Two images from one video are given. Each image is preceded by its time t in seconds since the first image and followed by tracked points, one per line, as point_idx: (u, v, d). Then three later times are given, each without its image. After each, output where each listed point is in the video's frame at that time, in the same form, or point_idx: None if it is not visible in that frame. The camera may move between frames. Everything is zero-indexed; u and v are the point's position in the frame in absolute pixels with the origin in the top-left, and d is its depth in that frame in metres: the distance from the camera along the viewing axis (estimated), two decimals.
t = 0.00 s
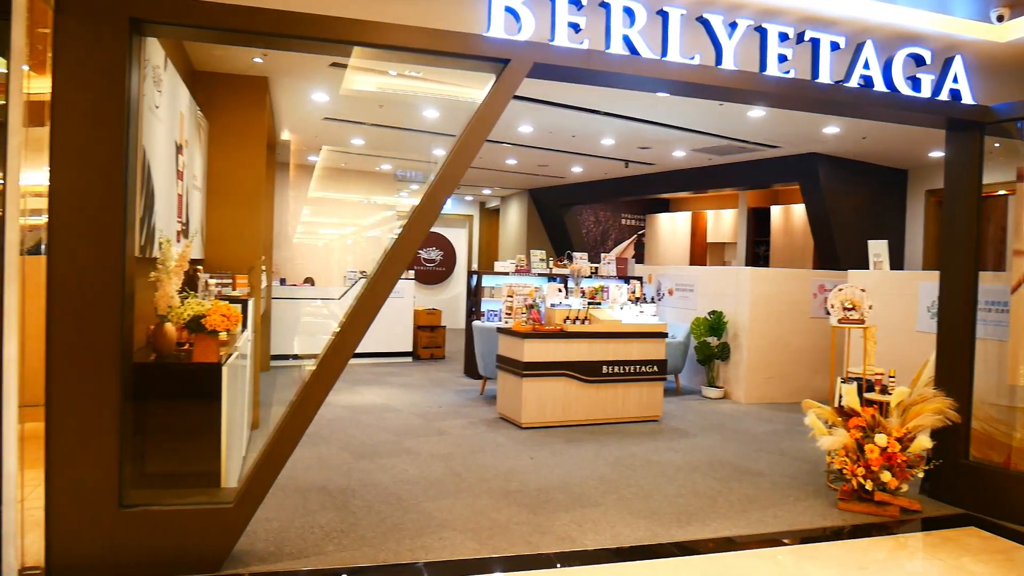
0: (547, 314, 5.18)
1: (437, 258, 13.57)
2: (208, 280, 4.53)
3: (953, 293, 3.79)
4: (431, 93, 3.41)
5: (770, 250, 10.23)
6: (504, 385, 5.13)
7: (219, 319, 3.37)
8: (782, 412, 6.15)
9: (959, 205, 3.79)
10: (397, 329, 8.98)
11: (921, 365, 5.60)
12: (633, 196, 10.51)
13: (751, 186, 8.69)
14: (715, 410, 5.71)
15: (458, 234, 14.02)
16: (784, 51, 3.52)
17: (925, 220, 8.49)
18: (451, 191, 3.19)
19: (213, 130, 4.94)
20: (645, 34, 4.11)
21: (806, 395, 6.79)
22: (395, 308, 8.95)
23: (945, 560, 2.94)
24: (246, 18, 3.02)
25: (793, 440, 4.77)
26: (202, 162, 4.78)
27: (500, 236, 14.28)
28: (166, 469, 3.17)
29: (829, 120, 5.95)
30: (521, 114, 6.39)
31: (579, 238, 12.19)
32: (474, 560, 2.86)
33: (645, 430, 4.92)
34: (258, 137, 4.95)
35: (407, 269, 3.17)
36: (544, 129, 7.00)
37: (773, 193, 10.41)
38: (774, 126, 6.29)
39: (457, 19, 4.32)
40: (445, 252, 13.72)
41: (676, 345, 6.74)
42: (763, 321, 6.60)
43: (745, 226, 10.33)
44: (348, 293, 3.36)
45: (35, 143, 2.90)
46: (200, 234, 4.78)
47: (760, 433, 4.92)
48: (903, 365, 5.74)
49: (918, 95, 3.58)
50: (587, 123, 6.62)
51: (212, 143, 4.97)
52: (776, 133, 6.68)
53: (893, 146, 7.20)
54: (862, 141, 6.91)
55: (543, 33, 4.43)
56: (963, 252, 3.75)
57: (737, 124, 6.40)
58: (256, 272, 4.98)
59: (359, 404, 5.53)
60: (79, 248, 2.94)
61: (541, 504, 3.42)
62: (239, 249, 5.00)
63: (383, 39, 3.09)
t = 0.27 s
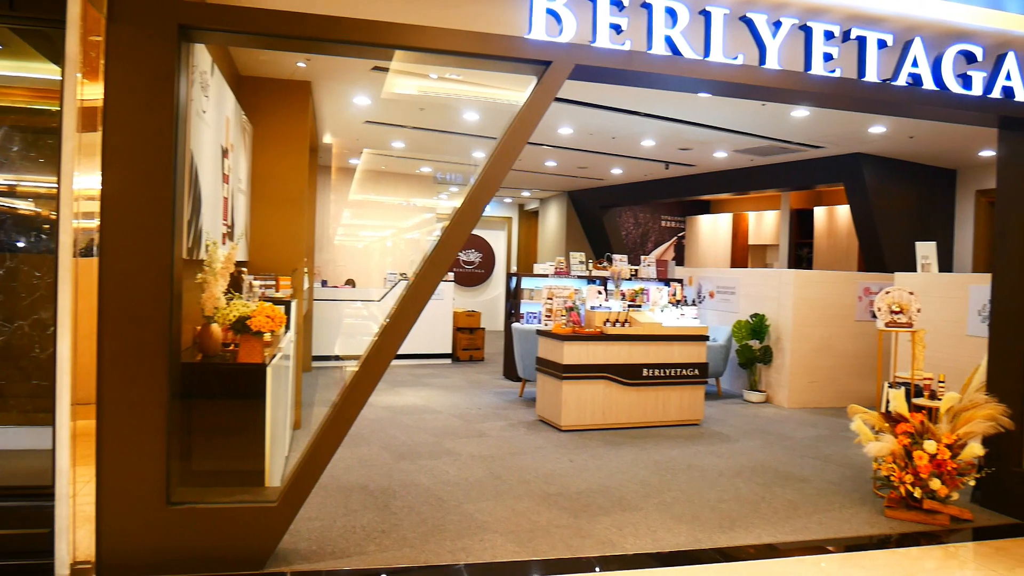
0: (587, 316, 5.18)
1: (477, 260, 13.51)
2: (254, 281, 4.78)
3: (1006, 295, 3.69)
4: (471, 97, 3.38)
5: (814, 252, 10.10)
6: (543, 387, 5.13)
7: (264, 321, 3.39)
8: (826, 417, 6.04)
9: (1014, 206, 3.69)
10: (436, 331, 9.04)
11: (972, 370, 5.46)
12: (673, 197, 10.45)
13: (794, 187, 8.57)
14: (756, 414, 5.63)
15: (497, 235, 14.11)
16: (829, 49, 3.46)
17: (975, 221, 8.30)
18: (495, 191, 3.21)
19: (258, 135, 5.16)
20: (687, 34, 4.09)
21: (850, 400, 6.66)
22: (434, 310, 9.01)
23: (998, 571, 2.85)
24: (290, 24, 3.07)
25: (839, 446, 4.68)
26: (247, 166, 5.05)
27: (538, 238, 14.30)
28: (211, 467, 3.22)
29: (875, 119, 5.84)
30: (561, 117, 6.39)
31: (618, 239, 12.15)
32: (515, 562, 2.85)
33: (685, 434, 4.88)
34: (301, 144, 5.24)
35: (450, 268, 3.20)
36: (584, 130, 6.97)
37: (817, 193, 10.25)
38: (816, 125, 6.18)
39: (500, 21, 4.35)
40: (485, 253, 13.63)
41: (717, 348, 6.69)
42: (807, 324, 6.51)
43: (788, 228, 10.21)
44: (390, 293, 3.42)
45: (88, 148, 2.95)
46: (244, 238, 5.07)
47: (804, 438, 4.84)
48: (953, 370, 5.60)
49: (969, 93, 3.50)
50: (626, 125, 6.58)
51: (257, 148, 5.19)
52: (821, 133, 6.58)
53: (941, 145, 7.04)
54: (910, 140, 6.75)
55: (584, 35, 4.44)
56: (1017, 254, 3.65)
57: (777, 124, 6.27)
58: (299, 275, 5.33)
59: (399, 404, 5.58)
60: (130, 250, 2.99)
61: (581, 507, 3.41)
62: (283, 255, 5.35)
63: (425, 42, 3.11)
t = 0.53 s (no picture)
0: (627, 320, 5.16)
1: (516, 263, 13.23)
2: (296, 286, 4.60)
3: None
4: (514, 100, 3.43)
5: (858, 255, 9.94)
6: (582, 391, 5.12)
7: (307, 324, 3.33)
8: (871, 423, 5.93)
9: None
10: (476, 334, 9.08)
11: None
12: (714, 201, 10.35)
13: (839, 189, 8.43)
14: (799, 420, 5.55)
15: (536, 238, 14.15)
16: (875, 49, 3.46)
17: None
18: (535, 196, 3.20)
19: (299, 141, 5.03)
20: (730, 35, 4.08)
21: (896, 407, 6.52)
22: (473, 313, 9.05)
23: None
24: (333, 31, 3.09)
25: (886, 453, 4.58)
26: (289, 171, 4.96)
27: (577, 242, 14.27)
28: (254, 468, 3.24)
29: (923, 119, 5.74)
30: (602, 120, 6.39)
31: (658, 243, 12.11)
32: (556, 567, 2.84)
33: (727, 440, 4.82)
34: (345, 148, 5.06)
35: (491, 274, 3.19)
36: (624, 133, 6.96)
37: (861, 195, 10.05)
38: (862, 125, 6.05)
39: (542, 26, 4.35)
40: (524, 257, 13.40)
41: (759, 352, 6.59)
42: (851, 329, 6.40)
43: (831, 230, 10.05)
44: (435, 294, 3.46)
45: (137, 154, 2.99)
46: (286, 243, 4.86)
47: (849, 445, 4.75)
48: (1004, 376, 5.45)
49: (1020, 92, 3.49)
50: (666, 126, 6.54)
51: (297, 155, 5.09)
52: (870, 135, 6.48)
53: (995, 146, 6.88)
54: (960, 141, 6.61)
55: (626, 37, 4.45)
56: None
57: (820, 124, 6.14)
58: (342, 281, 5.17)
59: (439, 407, 5.61)
60: (177, 255, 3.02)
61: (622, 513, 3.38)
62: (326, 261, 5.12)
63: (466, 48, 3.13)
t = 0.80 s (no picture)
0: (663, 324, 5.15)
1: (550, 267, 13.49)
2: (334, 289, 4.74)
3: None
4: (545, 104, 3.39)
5: (900, 258, 9.77)
6: (618, 395, 5.10)
7: (346, 328, 3.46)
8: (914, 428, 5.82)
9: None
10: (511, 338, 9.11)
11: None
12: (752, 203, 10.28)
13: (880, 190, 8.30)
14: (839, 425, 5.47)
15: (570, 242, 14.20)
16: (918, 47, 3.42)
17: None
18: (572, 201, 3.20)
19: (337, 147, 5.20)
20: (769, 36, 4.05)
21: (939, 413, 6.39)
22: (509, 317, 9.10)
23: None
24: (369, 37, 3.12)
25: (930, 460, 4.49)
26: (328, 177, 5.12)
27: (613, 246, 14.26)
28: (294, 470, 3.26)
29: (967, 119, 5.62)
30: (638, 123, 6.38)
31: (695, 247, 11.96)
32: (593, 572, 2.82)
33: (765, 445, 4.77)
34: (382, 152, 5.20)
35: (528, 279, 3.19)
36: (660, 136, 6.93)
37: (903, 197, 9.90)
38: (900, 126, 5.96)
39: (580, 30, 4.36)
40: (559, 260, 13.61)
41: (799, 356, 6.51)
42: (894, 333, 6.30)
43: (872, 232, 9.90)
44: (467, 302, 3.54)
45: (181, 161, 3.02)
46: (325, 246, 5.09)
47: (892, 451, 4.66)
48: None
49: None
50: (703, 129, 6.51)
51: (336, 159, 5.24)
52: (912, 135, 6.37)
53: None
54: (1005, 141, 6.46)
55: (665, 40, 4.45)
56: None
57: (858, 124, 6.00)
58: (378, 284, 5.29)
59: (474, 411, 5.64)
60: (219, 260, 3.04)
61: (659, 518, 3.36)
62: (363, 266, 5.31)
63: (503, 52, 3.14)
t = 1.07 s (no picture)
0: (694, 329, 5.15)
1: (581, 272, 13.55)
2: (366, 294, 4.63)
3: None
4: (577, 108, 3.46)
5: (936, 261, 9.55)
6: (649, 401, 5.09)
7: (377, 332, 3.58)
8: (951, 436, 5.71)
9: None
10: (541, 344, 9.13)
11: None
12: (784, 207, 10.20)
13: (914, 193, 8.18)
14: (874, 432, 5.40)
15: (600, 246, 14.25)
16: (955, 48, 3.39)
17: None
18: (604, 205, 3.20)
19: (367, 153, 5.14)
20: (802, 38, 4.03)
21: (978, 420, 6.27)
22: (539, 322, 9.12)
23: None
24: (400, 43, 3.13)
25: (969, 468, 4.40)
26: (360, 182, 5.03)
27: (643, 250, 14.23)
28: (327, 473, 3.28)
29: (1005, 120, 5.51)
30: (669, 128, 6.39)
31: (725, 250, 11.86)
32: None
33: (798, 451, 4.72)
34: (410, 161, 5.14)
35: (559, 284, 3.18)
36: (692, 139, 6.91)
37: (938, 199, 9.75)
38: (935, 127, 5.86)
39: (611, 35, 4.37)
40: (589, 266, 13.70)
41: (832, 362, 6.47)
42: (930, 339, 6.21)
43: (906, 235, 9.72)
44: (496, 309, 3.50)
45: (216, 168, 3.04)
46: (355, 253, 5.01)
47: (929, 459, 4.58)
48: None
49: None
50: (735, 132, 6.47)
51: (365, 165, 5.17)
52: (948, 137, 6.26)
53: None
54: None
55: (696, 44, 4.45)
56: None
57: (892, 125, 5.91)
58: (410, 289, 5.24)
59: (504, 415, 5.65)
60: (253, 266, 3.06)
61: (691, 524, 3.33)
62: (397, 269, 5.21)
63: (534, 58, 3.14)
